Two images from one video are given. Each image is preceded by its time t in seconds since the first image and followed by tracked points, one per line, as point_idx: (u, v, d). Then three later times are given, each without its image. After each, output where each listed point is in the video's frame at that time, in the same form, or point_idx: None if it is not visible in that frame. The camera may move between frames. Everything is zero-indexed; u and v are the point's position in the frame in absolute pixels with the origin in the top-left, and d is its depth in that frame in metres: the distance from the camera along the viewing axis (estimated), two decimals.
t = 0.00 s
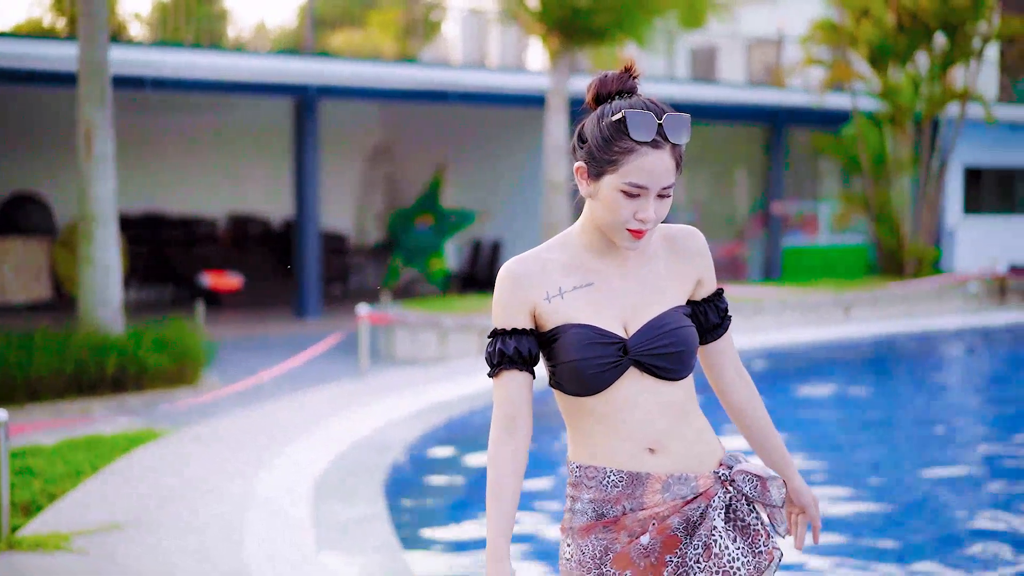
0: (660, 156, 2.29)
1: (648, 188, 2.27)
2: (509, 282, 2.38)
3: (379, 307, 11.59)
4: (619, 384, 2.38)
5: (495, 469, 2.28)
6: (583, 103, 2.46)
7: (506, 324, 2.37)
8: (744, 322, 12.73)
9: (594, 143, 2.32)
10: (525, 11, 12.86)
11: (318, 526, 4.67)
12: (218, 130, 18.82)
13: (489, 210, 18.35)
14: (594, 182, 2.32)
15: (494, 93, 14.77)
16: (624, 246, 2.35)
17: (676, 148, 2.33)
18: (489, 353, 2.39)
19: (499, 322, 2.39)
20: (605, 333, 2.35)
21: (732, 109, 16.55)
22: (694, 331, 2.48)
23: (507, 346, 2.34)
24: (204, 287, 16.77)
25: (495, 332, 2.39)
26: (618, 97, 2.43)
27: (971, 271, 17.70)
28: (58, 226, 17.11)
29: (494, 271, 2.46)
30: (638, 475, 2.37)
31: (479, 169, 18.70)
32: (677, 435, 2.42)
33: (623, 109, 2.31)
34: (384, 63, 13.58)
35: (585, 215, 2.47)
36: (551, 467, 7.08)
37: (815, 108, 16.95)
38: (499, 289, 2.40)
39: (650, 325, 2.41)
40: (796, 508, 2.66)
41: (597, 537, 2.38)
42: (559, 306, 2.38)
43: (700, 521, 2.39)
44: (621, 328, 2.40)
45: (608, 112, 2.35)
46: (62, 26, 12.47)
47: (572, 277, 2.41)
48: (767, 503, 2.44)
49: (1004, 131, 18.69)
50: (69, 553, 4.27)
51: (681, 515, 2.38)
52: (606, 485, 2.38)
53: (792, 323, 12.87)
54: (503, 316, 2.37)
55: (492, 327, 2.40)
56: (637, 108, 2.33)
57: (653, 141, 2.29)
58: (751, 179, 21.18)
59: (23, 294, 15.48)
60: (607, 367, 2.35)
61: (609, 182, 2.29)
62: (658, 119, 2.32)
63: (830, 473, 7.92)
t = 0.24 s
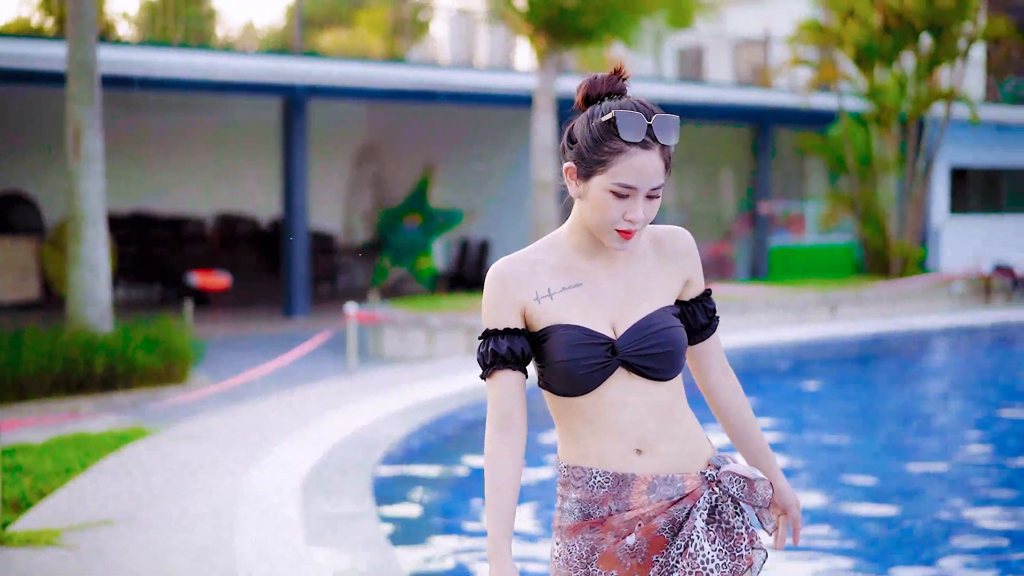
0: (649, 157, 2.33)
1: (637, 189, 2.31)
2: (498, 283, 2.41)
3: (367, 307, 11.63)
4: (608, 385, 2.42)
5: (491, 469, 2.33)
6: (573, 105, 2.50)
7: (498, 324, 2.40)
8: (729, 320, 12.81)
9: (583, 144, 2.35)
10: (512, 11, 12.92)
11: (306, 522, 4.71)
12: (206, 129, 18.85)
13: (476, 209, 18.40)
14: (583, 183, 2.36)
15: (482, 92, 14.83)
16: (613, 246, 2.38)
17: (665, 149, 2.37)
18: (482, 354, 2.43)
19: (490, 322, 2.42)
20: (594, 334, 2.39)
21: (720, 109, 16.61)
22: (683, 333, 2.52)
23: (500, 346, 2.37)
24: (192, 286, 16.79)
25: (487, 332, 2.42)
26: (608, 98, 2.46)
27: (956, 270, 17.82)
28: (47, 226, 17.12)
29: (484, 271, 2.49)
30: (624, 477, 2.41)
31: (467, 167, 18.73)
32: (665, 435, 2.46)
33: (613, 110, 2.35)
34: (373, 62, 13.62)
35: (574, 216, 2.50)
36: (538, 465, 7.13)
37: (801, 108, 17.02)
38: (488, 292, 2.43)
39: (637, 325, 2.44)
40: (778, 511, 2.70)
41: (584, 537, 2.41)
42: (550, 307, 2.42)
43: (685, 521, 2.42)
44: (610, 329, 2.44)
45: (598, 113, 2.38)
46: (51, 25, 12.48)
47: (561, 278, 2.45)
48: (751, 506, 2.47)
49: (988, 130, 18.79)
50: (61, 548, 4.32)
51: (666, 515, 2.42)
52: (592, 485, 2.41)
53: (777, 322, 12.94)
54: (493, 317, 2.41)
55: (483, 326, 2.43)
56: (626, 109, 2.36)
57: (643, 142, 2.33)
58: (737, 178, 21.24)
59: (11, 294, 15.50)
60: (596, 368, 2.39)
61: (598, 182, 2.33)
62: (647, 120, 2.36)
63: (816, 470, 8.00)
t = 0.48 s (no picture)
0: (637, 161, 2.31)
1: (626, 194, 2.29)
2: (488, 288, 2.39)
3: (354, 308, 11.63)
4: (594, 392, 2.38)
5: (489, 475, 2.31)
6: (562, 110, 2.51)
7: (490, 332, 2.37)
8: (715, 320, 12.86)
9: (572, 149, 2.34)
10: (499, 12, 12.96)
11: (294, 521, 4.73)
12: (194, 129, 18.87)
13: (463, 209, 18.42)
14: (572, 189, 2.34)
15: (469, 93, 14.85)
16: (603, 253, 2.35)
17: (653, 154, 2.35)
18: (473, 361, 2.40)
19: (480, 329, 2.39)
20: (579, 344, 2.36)
21: (706, 110, 16.68)
22: (671, 344, 2.48)
23: (491, 353, 2.34)
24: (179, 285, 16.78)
25: (479, 338, 2.40)
26: (597, 105, 2.46)
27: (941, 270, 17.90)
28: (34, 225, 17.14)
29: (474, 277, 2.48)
30: (604, 488, 2.37)
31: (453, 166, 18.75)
32: (651, 444, 2.43)
33: (601, 115, 2.34)
34: (360, 63, 13.63)
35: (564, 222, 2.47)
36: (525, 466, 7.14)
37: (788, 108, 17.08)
38: (478, 299, 2.41)
39: (624, 334, 2.41)
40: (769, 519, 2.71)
41: (565, 546, 2.39)
42: (539, 313, 2.39)
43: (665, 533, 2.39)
44: (596, 338, 2.40)
45: (585, 118, 2.38)
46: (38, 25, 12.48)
47: (550, 285, 2.42)
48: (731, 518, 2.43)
49: (973, 131, 18.90)
50: (51, 545, 4.35)
51: (647, 527, 2.39)
52: (575, 496, 2.38)
53: (762, 322, 13.00)
54: (484, 322, 2.38)
55: (474, 333, 2.41)
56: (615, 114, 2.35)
57: (631, 146, 2.31)
58: (724, 178, 21.28)
59: None
60: (580, 377, 2.36)
61: (588, 187, 2.31)
62: (636, 126, 2.35)
63: (801, 468, 8.06)
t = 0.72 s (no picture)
0: (628, 162, 2.25)
1: (617, 195, 2.23)
2: (478, 292, 2.34)
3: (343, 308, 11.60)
4: (581, 398, 2.32)
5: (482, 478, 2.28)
6: (552, 115, 2.41)
7: (479, 335, 2.33)
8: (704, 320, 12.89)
9: (562, 151, 2.28)
10: (487, 12, 12.98)
11: (283, 521, 4.74)
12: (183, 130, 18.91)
13: (453, 209, 18.43)
14: (563, 191, 2.28)
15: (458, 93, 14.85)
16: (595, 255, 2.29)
17: (645, 155, 2.29)
18: (464, 366, 2.36)
19: (470, 333, 2.35)
20: (565, 349, 2.30)
21: (695, 110, 16.77)
22: (660, 354, 2.39)
23: (481, 357, 2.30)
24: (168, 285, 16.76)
25: (469, 343, 2.35)
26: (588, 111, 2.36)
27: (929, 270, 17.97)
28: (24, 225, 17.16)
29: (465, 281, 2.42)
30: (589, 499, 2.30)
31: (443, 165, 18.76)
32: (639, 453, 2.35)
33: (591, 116, 2.28)
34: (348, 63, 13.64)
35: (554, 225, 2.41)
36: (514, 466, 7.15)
37: (776, 109, 17.15)
38: (469, 302, 2.36)
39: (611, 341, 2.33)
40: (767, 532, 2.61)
41: (550, 556, 2.32)
42: (528, 318, 2.33)
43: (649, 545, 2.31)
44: (584, 344, 2.33)
45: (575, 120, 2.31)
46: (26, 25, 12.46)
47: (539, 288, 2.35)
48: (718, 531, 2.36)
49: (960, 132, 18.99)
50: (40, 544, 4.37)
51: (632, 539, 2.31)
52: (559, 506, 2.32)
53: (750, 321, 13.04)
54: (475, 328, 2.33)
55: (464, 338, 2.36)
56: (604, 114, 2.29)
57: (620, 146, 2.25)
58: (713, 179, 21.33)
59: None
60: (565, 381, 2.29)
61: (578, 189, 2.25)
62: (626, 126, 2.29)
63: (789, 467, 8.10)
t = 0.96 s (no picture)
0: (620, 158, 2.23)
1: (608, 191, 2.21)
2: (469, 291, 2.33)
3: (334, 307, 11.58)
4: (569, 397, 2.29)
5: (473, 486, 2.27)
6: (544, 115, 2.39)
7: (468, 334, 2.32)
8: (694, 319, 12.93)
9: (554, 149, 2.26)
10: (478, 12, 13.01)
11: (276, 519, 4.77)
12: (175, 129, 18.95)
13: (444, 209, 18.44)
14: (555, 190, 2.27)
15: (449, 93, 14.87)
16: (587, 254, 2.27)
17: (637, 151, 2.27)
18: (455, 365, 2.36)
19: (461, 331, 2.34)
20: (552, 347, 2.28)
21: (687, 111, 16.84)
22: (651, 356, 2.36)
23: (470, 357, 2.30)
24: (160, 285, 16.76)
25: (459, 341, 2.35)
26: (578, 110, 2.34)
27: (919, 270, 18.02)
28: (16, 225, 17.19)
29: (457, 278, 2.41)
30: (580, 505, 2.27)
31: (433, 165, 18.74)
32: (627, 457, 2.32)
33: (581, 113, 2.26)
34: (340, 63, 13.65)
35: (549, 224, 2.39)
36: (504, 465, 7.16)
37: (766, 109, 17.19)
38: (459, 301, 2.35)
39: (600, 341, 2.31)
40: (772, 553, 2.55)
41: (542, 562, 2.28)
42: (518, 316, 2.31)
43: (642, 548, 2.27)
44: (572, 343, 2.31)
45: (566, 117, 2.30)
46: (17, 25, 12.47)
47: (530, 287, 2.34)
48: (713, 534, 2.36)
49: (949, 132, 19.08)
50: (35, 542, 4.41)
51: (623, 543, 2.27)
52: (550, 512, 2.28)
53: (741, 321, 13.08)
54: (465, 328, 2.32)
55: (455, 334, 2.35)
56: (596, 112, 2.28)
57: (612, 143, 2.24)
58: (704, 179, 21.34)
59: None
60: (552, 380, 2.27)
61: (569, 187, 2.23)
62: (617, 123, 2.27)
63: (778, 467, 8.14)
